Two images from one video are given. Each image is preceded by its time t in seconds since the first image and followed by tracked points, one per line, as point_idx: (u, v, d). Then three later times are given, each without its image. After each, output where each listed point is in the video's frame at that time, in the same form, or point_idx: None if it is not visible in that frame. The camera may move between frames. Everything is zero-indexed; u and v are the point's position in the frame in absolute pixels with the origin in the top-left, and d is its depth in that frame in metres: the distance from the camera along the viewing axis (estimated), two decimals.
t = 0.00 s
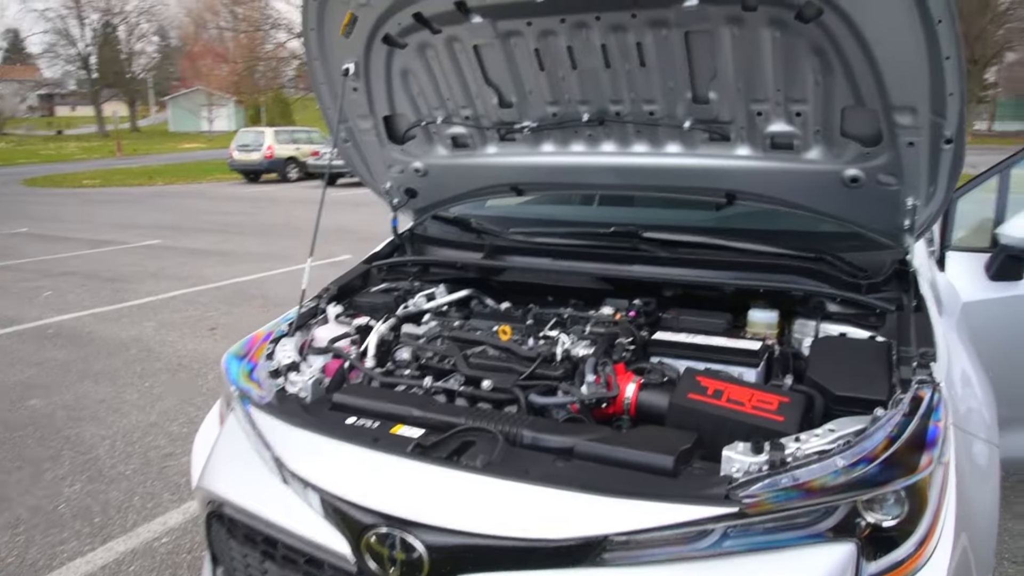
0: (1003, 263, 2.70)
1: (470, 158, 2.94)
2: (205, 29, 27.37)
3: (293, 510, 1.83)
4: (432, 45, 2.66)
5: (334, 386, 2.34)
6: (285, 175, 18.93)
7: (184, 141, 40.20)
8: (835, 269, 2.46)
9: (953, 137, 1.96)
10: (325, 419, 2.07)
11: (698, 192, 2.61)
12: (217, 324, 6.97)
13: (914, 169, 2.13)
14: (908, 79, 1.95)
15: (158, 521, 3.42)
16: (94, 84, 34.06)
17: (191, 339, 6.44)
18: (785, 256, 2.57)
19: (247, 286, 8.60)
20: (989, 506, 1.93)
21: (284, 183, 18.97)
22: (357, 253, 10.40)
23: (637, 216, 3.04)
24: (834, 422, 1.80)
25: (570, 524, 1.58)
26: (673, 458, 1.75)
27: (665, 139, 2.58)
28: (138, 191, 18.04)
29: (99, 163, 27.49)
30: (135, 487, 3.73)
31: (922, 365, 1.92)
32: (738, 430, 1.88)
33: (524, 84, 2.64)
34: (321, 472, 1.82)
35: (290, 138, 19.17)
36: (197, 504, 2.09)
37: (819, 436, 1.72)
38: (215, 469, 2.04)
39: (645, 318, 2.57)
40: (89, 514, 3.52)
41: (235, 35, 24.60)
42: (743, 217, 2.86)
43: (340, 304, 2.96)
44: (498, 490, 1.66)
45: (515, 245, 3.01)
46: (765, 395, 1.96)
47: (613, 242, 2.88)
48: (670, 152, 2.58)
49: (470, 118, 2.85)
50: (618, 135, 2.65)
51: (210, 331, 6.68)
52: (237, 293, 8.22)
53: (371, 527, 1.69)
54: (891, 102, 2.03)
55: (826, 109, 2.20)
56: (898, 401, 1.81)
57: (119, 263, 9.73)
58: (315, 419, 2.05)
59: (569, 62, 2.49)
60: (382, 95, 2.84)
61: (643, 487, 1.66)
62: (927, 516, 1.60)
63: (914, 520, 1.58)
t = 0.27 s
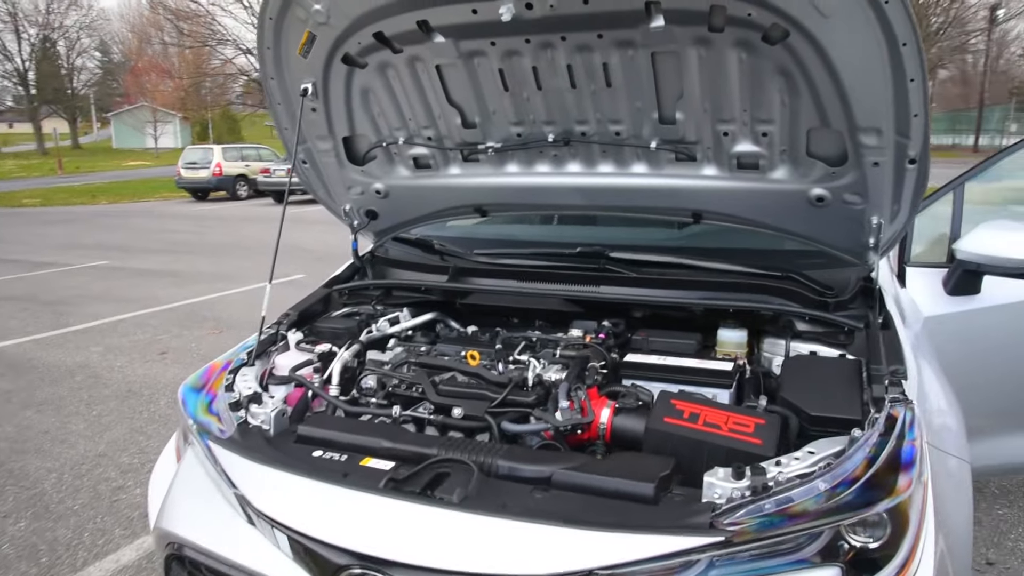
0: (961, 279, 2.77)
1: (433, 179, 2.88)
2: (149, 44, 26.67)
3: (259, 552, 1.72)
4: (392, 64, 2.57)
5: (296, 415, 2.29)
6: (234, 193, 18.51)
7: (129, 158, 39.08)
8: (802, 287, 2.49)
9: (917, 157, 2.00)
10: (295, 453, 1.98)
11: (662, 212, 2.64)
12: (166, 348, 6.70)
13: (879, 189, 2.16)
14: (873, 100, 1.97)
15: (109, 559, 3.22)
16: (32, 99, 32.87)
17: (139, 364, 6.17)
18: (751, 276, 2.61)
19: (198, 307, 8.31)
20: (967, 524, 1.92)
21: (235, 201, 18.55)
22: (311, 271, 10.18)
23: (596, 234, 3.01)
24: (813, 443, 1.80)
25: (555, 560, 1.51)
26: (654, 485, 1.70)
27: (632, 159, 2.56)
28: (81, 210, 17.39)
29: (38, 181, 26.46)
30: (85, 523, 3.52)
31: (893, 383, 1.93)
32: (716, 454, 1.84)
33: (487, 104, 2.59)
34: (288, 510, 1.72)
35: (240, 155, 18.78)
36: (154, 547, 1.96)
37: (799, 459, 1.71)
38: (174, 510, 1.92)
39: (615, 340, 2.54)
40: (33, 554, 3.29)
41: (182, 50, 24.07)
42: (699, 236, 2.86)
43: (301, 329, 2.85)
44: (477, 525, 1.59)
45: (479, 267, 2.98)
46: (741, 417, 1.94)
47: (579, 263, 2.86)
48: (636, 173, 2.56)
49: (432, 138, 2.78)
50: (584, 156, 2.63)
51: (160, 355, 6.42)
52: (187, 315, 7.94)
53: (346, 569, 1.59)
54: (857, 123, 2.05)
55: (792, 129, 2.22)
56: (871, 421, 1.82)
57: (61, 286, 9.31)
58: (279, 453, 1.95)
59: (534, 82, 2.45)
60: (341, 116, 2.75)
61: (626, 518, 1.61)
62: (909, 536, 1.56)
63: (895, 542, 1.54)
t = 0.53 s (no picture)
0: (948, 278, 2.82)
1: (421, 184, 2.85)
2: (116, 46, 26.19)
3: (257, 569, 1.66)
4: (379, 68, 2.52)
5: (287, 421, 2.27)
6: (206, 197, 18.24)
7: (97, 163, 38.34)
8: (795, 289, 2.52)
9: (911, 159, 2.01)
10: (288, 465, 1.92)
11: (654, 216, 2.63)
12: (143, 356, 6.56)
13: (873, 191, 2.18)
14: (868, 103, 1.99)
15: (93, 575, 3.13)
16: None
17: (115, 373, 6.03)
18: (744, 279, 2.62)
19: (174, 314, 8.16)
20: (976, 526, 1.90)
21: (209, 206, 18.28)
22: (288, 276, 10.05)
23: (579, 237, 3.00)
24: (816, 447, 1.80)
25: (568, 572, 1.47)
26: (661, 493, 1.68)
27: (623, 163, 2.55)
28: (50, 216, 17.00)
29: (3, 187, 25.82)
30: (66, 538, 3.42)
31: (892, 385, 1.94)
32: (719, 459, 1.83)
33: (477, 108, 2.55)
34: (286, 527, 1.67)
35: (212, 160, 18.50)
36: (144, 565, 1.90)
37: (805, 463, 1.71)
38: (165, 526, 1.86)
39: (610, 344, 2.51)
40: (13, 572, 3.19)
41: (151, 53, 23.67)
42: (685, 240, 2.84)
43: (288, 339, 2.79)
44: (484, 539, 1.54)
45: (470, 273, 2.92)
46: (743, 421, 1.92)
47: (571, 267, 2.83)
48: (629, 176, 2.55)
49: (421, 143, 2.74)
50: (576, 159, 2.60)
51: (137, 365, 6.28)
52: (164, 323, 7.79)
53: None
54: (852, 125, 2.06)
55: (786, 131, 2.23)
56: (876, 422, 1.82)
57: (31, 294, 9.08)
58: (275, 467, 1.90)
59: (524, 86, 2.42)
60: (327, 122, 2.70)
61: (635, 526, 1.58)
62: (915, 542, 1.54)
63: (903, 546, 1.52)
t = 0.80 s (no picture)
0: (937, 276, 2.87)
1: (414, 181, 2.81)
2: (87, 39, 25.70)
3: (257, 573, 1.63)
4: (373, 62, 2.48)
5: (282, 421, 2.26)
6: (181, 193, 17.95)
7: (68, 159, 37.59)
8: (790, 286, 2.53)
9: (908, 158, 2.03)
10: (288, 467, 1.90)
11: (650, 214, 2.62)
12: (121, 355, 6.44)
13: (869, 188, 2.20)
14: (867, 101, 2.01)
15: None
16: None
17: (93, 373, 5.90)
18: (739, 276, 2.63)
19: (152, 312, 8.02)
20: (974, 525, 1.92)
21: (184, 202, 18.01)
22: (267, 273, 9.92)
23: (562, 235, 3.00)
24: (818, 445, 1.81)
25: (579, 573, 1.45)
26: (666, 492, 1.67)
27: (620, 160, 2.54)
28: (20, 212, 16.62)
29: None
30: (48, 542, 3.35)
31: (891, 382, 1.94)
32: (721, 457, 1.83)
33: (472, 104, 2.52)
34: (287, 529, 1.63)
35: (187, 155, 18.22)
36: (137, 571, 1.85)
37: (809, 461, 1.71)
38: (158, 530, 1.81)
39: (607, 342, 2.51)
40: None
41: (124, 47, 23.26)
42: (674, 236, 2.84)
43: (279, 337, 2.74)
44: (491, 540, 1.52)
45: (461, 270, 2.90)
46: (743, 418, 1.92)
47: (563, 265, 2.82)
48: (625, 174, 2.54)
49: (414, 139, 2.71)
50: (571, 156, 2.59)
51: (115, 364, 6.15)
52: (142, 320, 7.65)
53: None
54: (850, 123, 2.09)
55: (783, 129, 2.24)
56: (876, 421, 1.83)
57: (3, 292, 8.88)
58: (274, 469, 1.87)
59: (521, 82, 2.40)
60: (318, 117, 2.65)
61: (643, 525, 1.57)
62: (919, 539, 1.55)
63: (908, 543, 1.53)
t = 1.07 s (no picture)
0: (916, 273, 2.93)
1: (400, 174, 2.78)
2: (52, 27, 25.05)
3: (248, 571, 1.61)
4: (361, 53, 2.45)
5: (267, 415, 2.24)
6: (150, 186, 17.61)
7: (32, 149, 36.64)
8: (776, 282, 2.57)
9: (894, 156, 2.08)
10: (277, 464, 1.87)
11: (637, 209, 2.63)
12: (92, 350, 6.31)
13: (855, 185, 2.24)
14: (855, 100, 2.05)
15: None
16: None
17: (63, 368, 5.78)
18: (726, 271, 2.65)
19: (123, 306, 7.86)
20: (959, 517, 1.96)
21: (154, 195, 17.67)
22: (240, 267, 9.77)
23: (548, 230, 2.98)
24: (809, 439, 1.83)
25: (577, 568, 1.45)
26: (660, 486, 1.68)
27: (608, 155, 2.54)
28: None
29: None
30: (19, 541, 3.33)
31: (876, 376, 1.99)
32: (713, 451, 1.84)
33: (460, 97, 2.50)
34: (280, 526, 1.60)
35: (156, 147, 17.87)
36: (121, 571, 1.81)
37: (801, 455, 1.74)
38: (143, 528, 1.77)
39: (595, 337, 2.51)
40: None
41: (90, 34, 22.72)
42: (665, 230, 2.83)
43: (262, 332, 2.69)
44: (488, 536, 1.51)
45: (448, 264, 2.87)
46: (734, 413, 1.95)
47: (550, 260, 2.81)
48: (613, 169, 2.54)
49: (400, 132, 2.68)
50: (559, 151, 2.58)
51: (85, 359, 6.03)
52: (112, 315, 7.49)
53: None
54: (838, 121, 2.12)
55: (772, 126, 2.26)
56: (864, 415, 1.87)
57: None
58: (263, 465, 1.84)
59: (510, 75, 2.38)
60: (304, 108, 2.62)
61: (639, 519, 1.57)
62: (908, 531, 1.58)
63: (897, 536, 1.56)
